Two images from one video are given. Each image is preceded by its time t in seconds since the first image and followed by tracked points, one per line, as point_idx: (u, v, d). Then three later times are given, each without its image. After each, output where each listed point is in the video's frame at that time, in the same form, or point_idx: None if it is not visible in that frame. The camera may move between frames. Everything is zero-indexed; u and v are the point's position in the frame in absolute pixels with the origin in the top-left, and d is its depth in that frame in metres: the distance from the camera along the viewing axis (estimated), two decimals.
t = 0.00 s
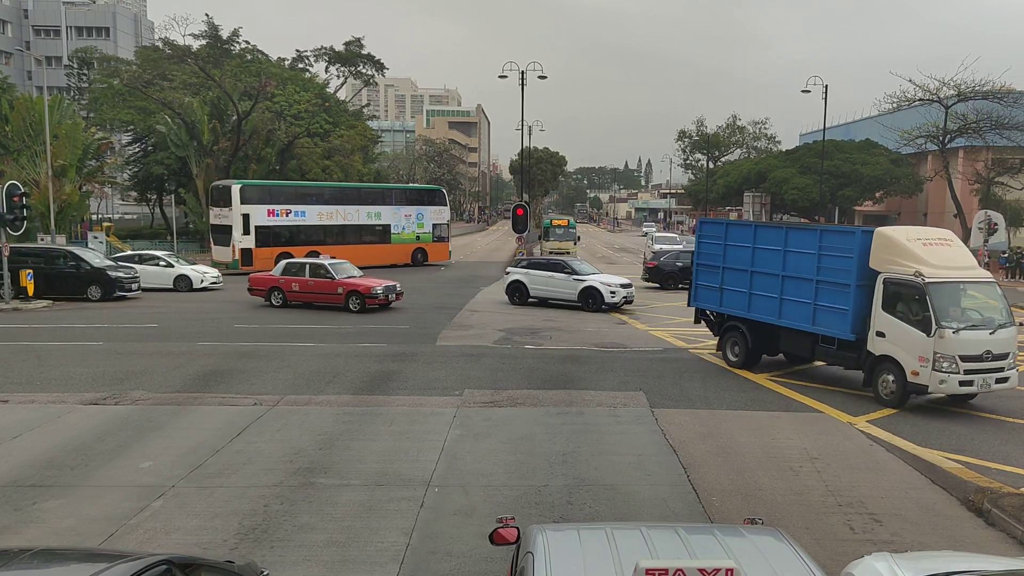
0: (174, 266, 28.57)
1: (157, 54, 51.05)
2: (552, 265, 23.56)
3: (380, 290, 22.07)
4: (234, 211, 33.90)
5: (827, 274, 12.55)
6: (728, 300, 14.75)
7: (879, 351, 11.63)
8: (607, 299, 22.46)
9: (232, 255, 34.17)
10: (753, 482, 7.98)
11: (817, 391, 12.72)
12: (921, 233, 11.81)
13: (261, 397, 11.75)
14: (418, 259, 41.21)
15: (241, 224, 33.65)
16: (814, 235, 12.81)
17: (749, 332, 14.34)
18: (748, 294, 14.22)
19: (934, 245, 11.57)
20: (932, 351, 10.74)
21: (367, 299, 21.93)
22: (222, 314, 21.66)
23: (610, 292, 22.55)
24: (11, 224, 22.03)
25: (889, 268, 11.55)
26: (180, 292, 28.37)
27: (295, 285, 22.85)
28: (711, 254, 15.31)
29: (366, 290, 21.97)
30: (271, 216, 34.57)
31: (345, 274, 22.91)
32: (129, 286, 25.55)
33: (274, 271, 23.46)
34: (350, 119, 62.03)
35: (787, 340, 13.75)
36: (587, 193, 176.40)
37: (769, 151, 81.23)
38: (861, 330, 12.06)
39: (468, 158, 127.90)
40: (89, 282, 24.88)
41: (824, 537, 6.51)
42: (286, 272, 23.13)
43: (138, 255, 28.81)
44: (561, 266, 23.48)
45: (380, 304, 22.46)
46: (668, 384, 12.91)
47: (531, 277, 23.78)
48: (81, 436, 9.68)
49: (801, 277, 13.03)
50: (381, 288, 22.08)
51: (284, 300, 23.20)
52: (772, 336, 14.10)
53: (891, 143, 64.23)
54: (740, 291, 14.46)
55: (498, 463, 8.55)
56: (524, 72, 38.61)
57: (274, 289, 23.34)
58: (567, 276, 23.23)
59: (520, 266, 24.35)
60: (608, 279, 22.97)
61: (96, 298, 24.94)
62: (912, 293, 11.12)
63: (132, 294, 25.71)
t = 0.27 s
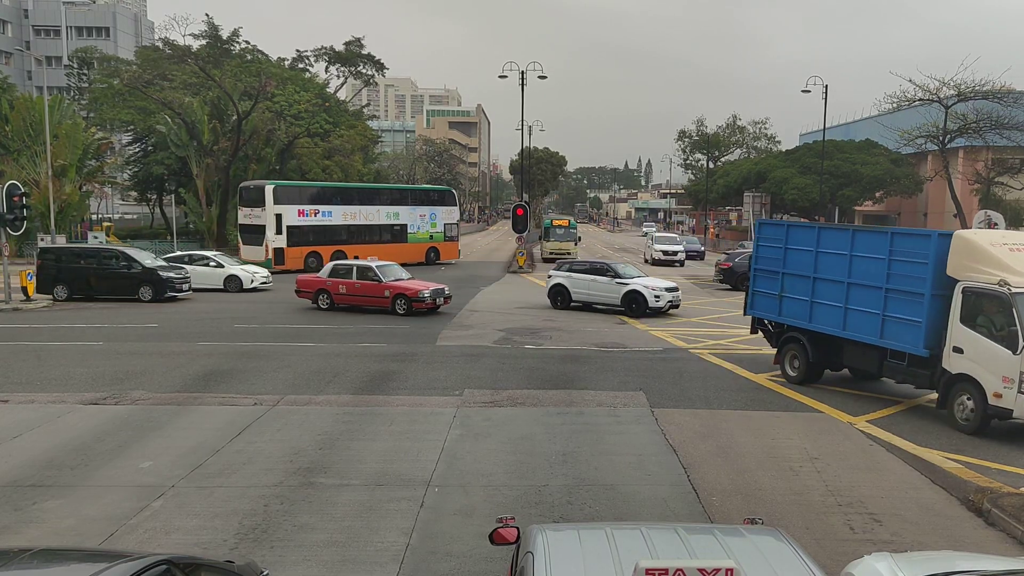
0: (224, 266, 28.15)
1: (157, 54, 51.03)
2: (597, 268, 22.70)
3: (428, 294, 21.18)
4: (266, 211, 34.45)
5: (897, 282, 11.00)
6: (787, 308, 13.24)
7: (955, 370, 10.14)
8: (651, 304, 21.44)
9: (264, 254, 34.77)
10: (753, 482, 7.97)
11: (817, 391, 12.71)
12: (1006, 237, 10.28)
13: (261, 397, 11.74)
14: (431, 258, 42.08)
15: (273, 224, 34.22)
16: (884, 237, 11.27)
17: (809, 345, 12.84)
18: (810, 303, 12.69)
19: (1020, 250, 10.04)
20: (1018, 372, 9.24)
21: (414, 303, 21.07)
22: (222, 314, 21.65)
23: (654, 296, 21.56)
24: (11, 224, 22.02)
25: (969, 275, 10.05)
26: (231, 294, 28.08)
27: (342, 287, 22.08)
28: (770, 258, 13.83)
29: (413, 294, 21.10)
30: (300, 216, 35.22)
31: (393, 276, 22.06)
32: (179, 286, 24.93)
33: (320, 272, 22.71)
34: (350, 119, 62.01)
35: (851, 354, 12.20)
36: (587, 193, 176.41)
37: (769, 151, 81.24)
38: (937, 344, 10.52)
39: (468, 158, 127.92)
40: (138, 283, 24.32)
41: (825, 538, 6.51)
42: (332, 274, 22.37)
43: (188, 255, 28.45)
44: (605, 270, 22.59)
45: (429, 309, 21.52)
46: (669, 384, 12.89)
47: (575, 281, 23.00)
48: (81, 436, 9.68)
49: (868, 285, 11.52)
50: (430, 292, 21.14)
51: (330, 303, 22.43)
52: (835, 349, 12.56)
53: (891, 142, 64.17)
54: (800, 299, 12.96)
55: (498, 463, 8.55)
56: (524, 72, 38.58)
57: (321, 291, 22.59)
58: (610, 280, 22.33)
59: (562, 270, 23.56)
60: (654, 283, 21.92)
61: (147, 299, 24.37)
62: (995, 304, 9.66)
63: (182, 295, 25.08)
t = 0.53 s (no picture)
0: (273, 268, 27.76)
1: (157, 54, 51.02)
2: (641, 271, 21.53)
3: (475, 298, 20.10)
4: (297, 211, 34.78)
5: (979, 293, 9.63)
6: (853, 320, 11.88)
7: None
8: (697, 311, 20.22)
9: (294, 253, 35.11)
10: (753, 482, 7.98)
11: (816, 391, 12.72)
12: None
13: (261, 397, 11.74)
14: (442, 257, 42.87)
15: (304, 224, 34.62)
16: (964, 243, 9.88)
17: (876, 360, 11.48)
18: (876, 314, 11.35)
19: None
20: None
21: (460, 308, 19.99)
22: (222, 314, 21.63)
23: (700, 301, 20.32)
24: (10, 224, 21.99)
25: None
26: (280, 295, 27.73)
27: (388, 290, 21.17)
28: (836, 263, 12.46)
29: (459, 298, 20.03)
30: (328, 215, 35.77)
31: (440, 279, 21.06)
32: (229, 288, 24.56)
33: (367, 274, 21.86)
34: (350, 119, 62.00)
35: (924, 372, 10.81)
36: (586, 192, 176.35)
37: (768, 151, 81.23)
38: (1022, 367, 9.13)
39: (468, 158, 127.92)
40: (187, 284, 24.05)
41: (824, 537, 6.52)
42: (379, 276, 21.50)
43: (238, 255, 28.14)
44: (649, 273, 21.39)
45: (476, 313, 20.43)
46: (668, 384, 12.89)
47: (619, 284, 21.83)
48: (81, 436, 9.68)
49: (945, 296, 10.14)
50: (477, 296, 20.13)
51: (377, 306, 21.62)
52: (905, 367, 11.18)
53: (891, 143, 64.17)
54: (868, 309, 11.60)
55: (497, 462, 8.56)
56: (525, 72, 38.54)
57: (367, 294, 21.78)
58: (654, 283, 21.12)
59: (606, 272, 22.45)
60: (702, 288, 20.67)
61: (196, 300, 24.09)
62: None
63: (231, 296, 24.74)
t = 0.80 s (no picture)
0: (320, 269, 27.28)
1: (157, 54, 51.03)
2: (687, 275, 20.44)
3: (522, 305, 18.81)
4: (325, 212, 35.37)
5: None
6: (927, 336, 10.23)
7: None
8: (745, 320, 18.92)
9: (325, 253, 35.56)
10: (753, 482, 7.98)
11: (816, 391, 12.73)
12: None
13: (261, 397, 11.75)
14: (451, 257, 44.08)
15: (332, 223, 35.18)
16: None
17: (955, 381, 9.90)
18: (956, 331, 9.69)
19: None
20: None
21: (506, 315, 18.75)
22: (222, 314, 21.64)
23: (749, 309, 19.00)
24: (11, 224, 22.01)
25: None
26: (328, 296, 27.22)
27: (434, 294, 20.15)
28: (907, 269, 10.76)
29: (506, 305, 18.80)
30: (354, 215, 36.41)
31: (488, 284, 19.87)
32: (276, 289, 24.06)
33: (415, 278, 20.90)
34: (350, 119, 62.02)
35: (1013, 396, 9.21)
36: (587, 192, 176.30)
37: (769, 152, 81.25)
38: None
39: (468, 159, 127.97)
40: (234, 285, 23.56)
41: (825, 537, 6.51)
42: (426, 279, 20.51)
43: (286, 256, 27.78)
44: (696, 277, 20.25)
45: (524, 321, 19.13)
46: (669, 384, 12.90)
47: (664, 289, 20.81)
48: (81, 435, 9.68)
49: None
50: (523, 304, 18.78)
51: (424, 310, 20.64)
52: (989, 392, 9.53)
53: (891, 143, 64.20)
54: (946, 324, 9.93)
55: (497, 462, 8.56)
56: (525, 72, 38.58)
57: (414, 298, 20.86)
58: (701, 288, 19.98)
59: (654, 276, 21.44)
60: (752, 294, 19.40)
61: (244, 302, 23.61)
62: None
63: (279, 297, 24.26)
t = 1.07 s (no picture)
0: (369, 270, 26.69)
1: (157, 54, 51.03)
2: (736, 279, 19.11)
3: (570, 311, 17.58)
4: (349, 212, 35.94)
5: None
6: (1016, 357, 8.60)
7: None
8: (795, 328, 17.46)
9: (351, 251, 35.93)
10: (754, 482, 7.98)
11: (816, 391, 12.73)
12: None
13: (261, 397, 11.75)
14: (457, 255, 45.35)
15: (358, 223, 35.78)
16: None
17: None
18: None
19: None
20: None
21: (553, 321, 17.53)
22: (222, 314, 21.65)
23: (801, 316, 17.51)
24: (11, 225, 22.02)
25: None
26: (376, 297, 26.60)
27: (479, 299, 19.06)
28: (994, 280, 9.12)
29: (553, 311, 17.58)
30: (377, 215, 36.98)
31: (534, 289, 18.70)
32: (324, 291, 23.28)
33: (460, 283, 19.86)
34: (350, 119, 62.06)
35: None
36: (587, 192, 176.33)
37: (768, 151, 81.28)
38: None
39: (468, 158, 127.97)
40: (281, 287, 22.89)
41: (824, 537, 6.52)
42: (472, 284, 19.45)
43: (335, 258, 27.23)
44: (746, 282, 18.90)
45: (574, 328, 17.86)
46: (669, 384, 12.91)
47: (713, 294, 19.52)
48: (82, 435, 9.69)
49: None
50: (572, 309, 17.57)
51: (468, 318, 19.57)
52: None
53: (891, 142, 64.33)
54: None
55: (498, 463, 8.55)
56: (525, 72, 38.65)
57: (459, 304, 19.83)
58: (751, 294, 18.61)
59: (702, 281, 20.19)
60: (806, 300, 17.91)
61: (291, 304, 22.94)
62: None
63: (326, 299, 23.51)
